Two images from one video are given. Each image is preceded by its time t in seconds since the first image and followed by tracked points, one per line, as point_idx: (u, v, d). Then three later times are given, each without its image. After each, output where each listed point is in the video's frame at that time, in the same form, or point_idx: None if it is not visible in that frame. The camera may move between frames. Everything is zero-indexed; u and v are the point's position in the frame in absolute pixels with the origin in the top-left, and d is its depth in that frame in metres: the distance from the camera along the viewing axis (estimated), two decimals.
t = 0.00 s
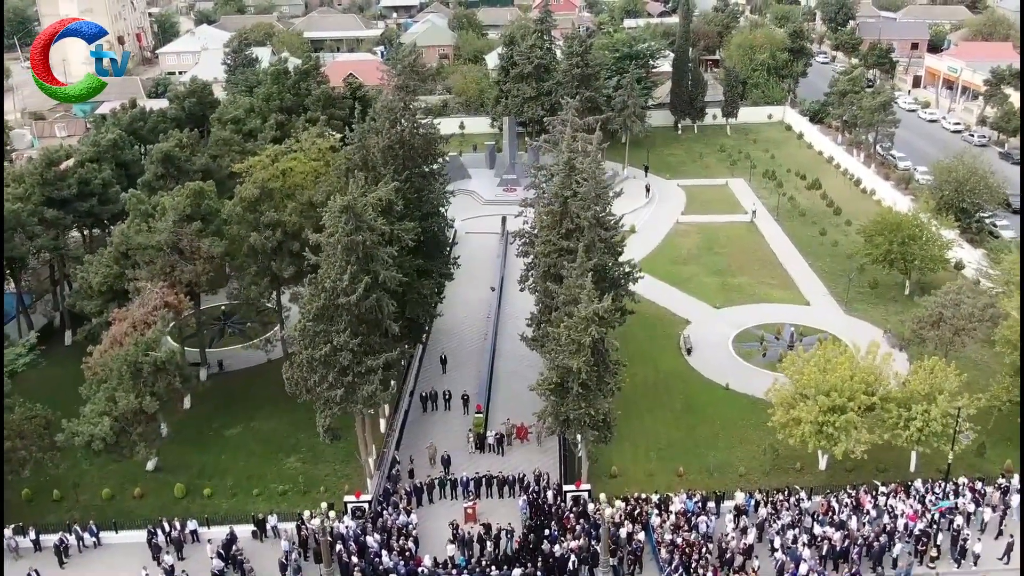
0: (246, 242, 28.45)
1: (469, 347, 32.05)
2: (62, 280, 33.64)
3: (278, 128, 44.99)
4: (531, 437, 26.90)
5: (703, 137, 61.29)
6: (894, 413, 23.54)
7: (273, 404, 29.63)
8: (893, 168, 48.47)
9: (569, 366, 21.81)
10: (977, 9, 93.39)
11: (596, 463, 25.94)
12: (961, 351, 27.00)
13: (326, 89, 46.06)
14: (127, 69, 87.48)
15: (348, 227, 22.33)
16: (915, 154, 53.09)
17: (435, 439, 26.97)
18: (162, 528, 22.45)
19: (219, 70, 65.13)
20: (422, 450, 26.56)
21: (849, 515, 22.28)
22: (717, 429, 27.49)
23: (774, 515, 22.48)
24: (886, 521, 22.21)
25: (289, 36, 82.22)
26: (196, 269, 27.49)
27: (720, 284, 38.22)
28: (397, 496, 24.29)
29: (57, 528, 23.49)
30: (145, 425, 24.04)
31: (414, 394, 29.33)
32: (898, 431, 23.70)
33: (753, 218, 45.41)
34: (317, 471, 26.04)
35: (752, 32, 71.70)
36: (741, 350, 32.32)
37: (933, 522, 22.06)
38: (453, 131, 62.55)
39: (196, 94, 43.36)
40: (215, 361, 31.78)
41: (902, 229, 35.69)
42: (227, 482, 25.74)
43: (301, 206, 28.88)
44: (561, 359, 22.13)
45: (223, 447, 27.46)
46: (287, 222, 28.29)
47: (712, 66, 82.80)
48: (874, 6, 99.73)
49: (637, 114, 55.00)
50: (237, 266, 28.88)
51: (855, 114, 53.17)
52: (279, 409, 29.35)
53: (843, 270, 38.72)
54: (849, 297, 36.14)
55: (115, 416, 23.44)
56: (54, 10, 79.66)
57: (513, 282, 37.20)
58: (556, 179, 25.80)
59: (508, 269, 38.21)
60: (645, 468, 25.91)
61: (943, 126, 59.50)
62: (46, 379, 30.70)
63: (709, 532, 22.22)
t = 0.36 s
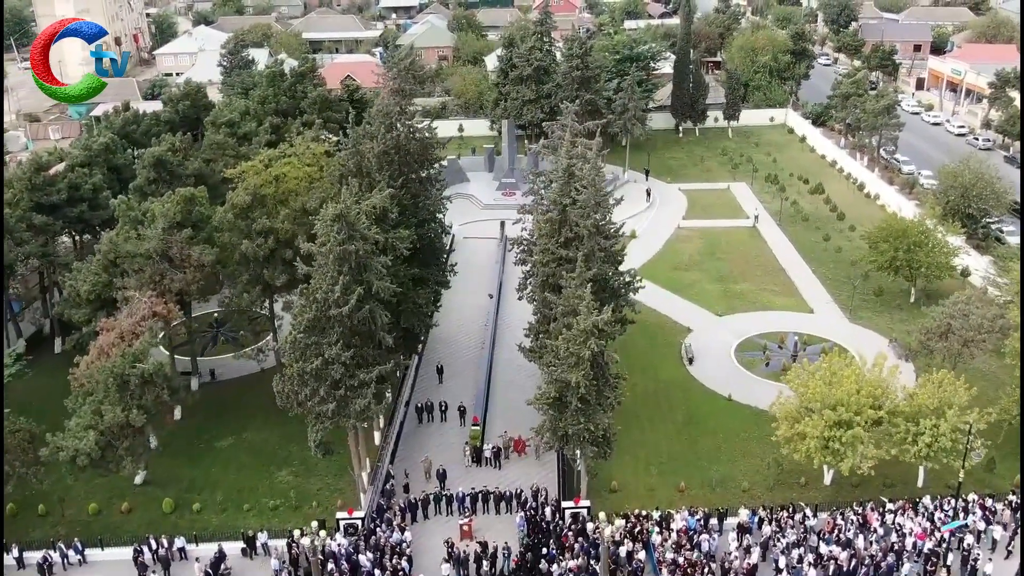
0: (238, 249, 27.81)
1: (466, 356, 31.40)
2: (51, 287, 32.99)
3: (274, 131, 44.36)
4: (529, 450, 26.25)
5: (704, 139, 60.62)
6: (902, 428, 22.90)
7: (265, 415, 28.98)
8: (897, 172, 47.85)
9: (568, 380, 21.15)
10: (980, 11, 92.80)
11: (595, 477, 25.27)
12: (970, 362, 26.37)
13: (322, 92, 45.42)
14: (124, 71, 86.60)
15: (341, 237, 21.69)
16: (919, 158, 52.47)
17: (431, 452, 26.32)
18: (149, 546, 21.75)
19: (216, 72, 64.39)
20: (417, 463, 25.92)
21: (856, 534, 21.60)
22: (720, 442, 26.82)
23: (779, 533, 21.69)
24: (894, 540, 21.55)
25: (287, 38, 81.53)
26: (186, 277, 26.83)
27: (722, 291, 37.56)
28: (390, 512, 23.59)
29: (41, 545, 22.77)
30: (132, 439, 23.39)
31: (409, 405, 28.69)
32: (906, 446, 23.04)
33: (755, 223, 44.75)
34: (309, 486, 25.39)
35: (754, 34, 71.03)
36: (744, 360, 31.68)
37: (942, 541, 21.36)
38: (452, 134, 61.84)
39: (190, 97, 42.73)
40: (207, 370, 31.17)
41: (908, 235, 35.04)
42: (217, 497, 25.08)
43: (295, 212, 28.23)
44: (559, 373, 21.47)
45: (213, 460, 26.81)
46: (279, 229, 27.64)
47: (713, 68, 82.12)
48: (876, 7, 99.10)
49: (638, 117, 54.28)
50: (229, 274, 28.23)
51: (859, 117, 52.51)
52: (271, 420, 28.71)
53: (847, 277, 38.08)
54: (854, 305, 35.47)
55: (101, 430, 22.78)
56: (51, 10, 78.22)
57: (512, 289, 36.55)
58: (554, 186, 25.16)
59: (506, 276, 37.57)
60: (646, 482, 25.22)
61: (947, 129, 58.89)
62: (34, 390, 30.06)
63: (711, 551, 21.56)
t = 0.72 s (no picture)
0: (229, 256, 27.22)
1: (463, 365, 30.85)
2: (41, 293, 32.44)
3: (270, 134, 43.83)
4: (527, 463, 25.65)
5: (706, 142, 60.06)
6: (909, 442, 22.29)
7: (258, 425, 28.40)
8: (901, 176, 47.31)
9: (567, 394, 20.55)
10: (983, 12, 92.33)
11: (595, 491, 24.66)
12: (978, 374, 25.78)
13: (319, 95, 44.88)
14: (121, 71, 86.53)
15: (334, 245, 21.11)
16: (923, 162, 51.94)
17: (427, 465, 25.74)
18: (135, 563, 21.12)
19: (213, 73, 63.87)
20: (413, 476, 25.33)
21: (862, 551, 20.95)
22: (723, 454, 26.26)
23: (783, 550, 21.09)
24: (901, 557, 20.89)
25: (285, 39, 80.96)
26: (177, 285, 26.22)
27: (724, 297, 37.03)
28: (384, 528, 22.99)
29: (25, 561, 22.12)
30: (119, 452, 22.80)
31: (405, 415, 28.12)
32: (914, 461, 22.42)
33: (757, 228, 44.19)
34: (302, 500, 24.80)
35: (755, 36, 70.50)
36: (747, 369, 31.18)
37: (951, 559, 20.68)
38: (450, 136, 61.29)
39: (185, 100, 42.19)
40: (199, 379, 30.74)
41: (913, 242, 34.46)
42: (207, 511, 24.47)
43: (288, 219, 27.64)
44: (557, 386, 20.89)
45: (204, 472, 26.22)
46: (272, 236, 27.08)
47: (715, 70, 81.56)
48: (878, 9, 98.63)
49: (638, 119, 53.67)
50: (221, 281, 27.65)
51: (862, 120, 51.94)
52: (264, 431, 28.12)
53: (851, 283, 37.51)
54: (857, 312, 34.90)
55: (87, 444, 22.19)
56: (47, 10, 77.78)
57: (510, 295, 36.02)
58: (553, 193, 24.64)
59: (504, 282, 37.05)
60: (647, 496, 24.64)
61: (951, 132, 58.37)
62: (22, 399, 29.47)
63: (714, 568, 20.89)
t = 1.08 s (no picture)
0: (220, 265, 26.55)
1: (460, 375, 30.21)
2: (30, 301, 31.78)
3: (265, 137, 43.19)
4: (524, 477, 25.00)
5: (707, 145, 59.44)
6: (918, 458, 21.62)
7: (250, 438, 27.72)
8: (905, 180, 46.68)
9: (565, 410, 19.88)
10: (985, 13, 91.80)
11: (594, 507, 23.98)
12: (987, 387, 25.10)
13: (314, 97, 44.26)
14: (118, 73, 85.84)
15: (325, 256, 20.45)
16: (927, 165, 51.33)
17: (422, 480, 25.08)
18: None
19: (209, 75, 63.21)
20: (407, 491, 24.68)
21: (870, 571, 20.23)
22: (725, 468, 25.59)
23: (788, 570, 20.38)
24: None
25: (283, 40, 80.32)
26: (166, 294, 25.56)
27: (726, 304, 36.38)
28: (377, 546, 22.29)
29: None
30: (105, 468, 22.13)
31: (400, 428, 27.44)
32: (923, 478, 21.75)
33: (759, 233, 43.56)
34: (294, 516, 24.12)
35: (757, 37, 69.89)
36: (750, 379, 30.54)
37: None
38: (449, 139, 60.68)
39: (178, 103, 41.51)
40: (190, 389, 30.07)
41: (920, 249, 33.77)
42: (196, 527, 23.78)
43: (281, 226, 26.97)
44: (556, 402, 20.21)
45: (194, 485, 25.55)
46: (264, 244, 26.42)
47: (716, 72, 80.92)
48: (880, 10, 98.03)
49: (639, 123, 53.00)
50: (211, 290, 27.00)
51: (865, 123, 51.32)
52: (256, 443, 27.44)
53: (855, 290, 36.87)
54: (863, 321, 34.24)
55: (72, 460, 21.50)
56: (43, 12, 77.15)
57: (508, 303, 35.39)
58: (552, 201, 24.02)
59: (502, 290, 36.42)
60: (648, 512, 23.96)
61: (955, 135, 57.78)
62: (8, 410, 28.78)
63: None
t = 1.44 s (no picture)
0: (211, 274, 25.92)
1: (457, 385, 29.62)
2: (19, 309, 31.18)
3: (260, 141, 42.60)
4: (522, 492, 24.36)
5: (709, 148, 58.84)
6: (926, 474, 21.01)
7: (242, 450, 27.10)
8: (910, 185, 46.10)
9: (564, 426, 19.26)
10: (988, 15, 91.28)
11: (594, 523, 23.35)
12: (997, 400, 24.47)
13: (311, 100, 43.66)
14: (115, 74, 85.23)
15: (315, 267, 19.87)
16: (932, 169, 50.79)
17: (417, 494, 24.46)
18: None
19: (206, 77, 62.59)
20: (402, 507, 24.07)
21: None
22: (728, 482, 24.97)
23: None
24: None
25: (281, 41, 79.72)
26: (155, 303, 24.94)
27: (728, 312, 35.78)
28: (370, 564, 21.66)
29: None
30: (90, 484, 21.53)
31: (396, 440, 26.85)
32: (931, 495, 21.12)
33: (762, 239, 42.96)
34: (285, 531, 23.52)
35: (758, 39, 69.33)
36: (753, 390, 29.94)
37: None
38: (447, 141, 60.10)
39: (172, 106, 40.85)
40: (182, 399, 29.48)
41: (926, 256, 33.13)
42: (185, 543, 23.18)
43: (273, 233, 26.36)
44: (554, 418, 19.60)
45: (183, 499, 24.94)
46: (256, 252, 25.81)
47: (717, 73, 80.34)
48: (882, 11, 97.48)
49: (640, 126, 52.25)
50: (202, 298, 26.38)
51: (869, 127, 50.73)
52: (248, 456, 26.83)
53: (860, 298, 36.26)
54: (867, 329, 33.62)
55: (56, 476, 20.88)
56: (40, 13, 76.60)
57: (506, 310, 34.80)
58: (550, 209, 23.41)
59: (501, 297, 35.82)
60: (648, 528, 23.34)
61: (959, 138, 57.23)
62: None
63: None
